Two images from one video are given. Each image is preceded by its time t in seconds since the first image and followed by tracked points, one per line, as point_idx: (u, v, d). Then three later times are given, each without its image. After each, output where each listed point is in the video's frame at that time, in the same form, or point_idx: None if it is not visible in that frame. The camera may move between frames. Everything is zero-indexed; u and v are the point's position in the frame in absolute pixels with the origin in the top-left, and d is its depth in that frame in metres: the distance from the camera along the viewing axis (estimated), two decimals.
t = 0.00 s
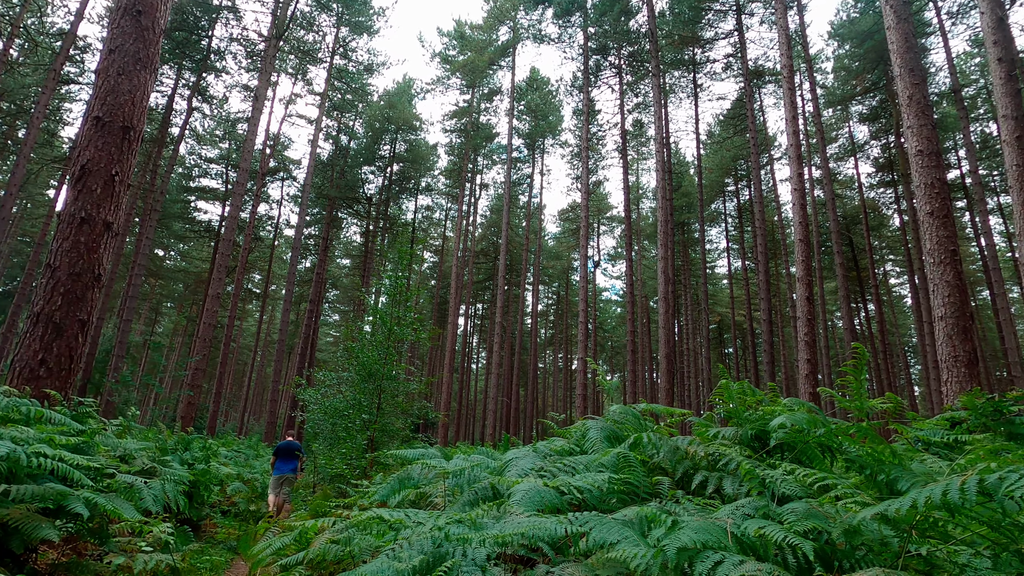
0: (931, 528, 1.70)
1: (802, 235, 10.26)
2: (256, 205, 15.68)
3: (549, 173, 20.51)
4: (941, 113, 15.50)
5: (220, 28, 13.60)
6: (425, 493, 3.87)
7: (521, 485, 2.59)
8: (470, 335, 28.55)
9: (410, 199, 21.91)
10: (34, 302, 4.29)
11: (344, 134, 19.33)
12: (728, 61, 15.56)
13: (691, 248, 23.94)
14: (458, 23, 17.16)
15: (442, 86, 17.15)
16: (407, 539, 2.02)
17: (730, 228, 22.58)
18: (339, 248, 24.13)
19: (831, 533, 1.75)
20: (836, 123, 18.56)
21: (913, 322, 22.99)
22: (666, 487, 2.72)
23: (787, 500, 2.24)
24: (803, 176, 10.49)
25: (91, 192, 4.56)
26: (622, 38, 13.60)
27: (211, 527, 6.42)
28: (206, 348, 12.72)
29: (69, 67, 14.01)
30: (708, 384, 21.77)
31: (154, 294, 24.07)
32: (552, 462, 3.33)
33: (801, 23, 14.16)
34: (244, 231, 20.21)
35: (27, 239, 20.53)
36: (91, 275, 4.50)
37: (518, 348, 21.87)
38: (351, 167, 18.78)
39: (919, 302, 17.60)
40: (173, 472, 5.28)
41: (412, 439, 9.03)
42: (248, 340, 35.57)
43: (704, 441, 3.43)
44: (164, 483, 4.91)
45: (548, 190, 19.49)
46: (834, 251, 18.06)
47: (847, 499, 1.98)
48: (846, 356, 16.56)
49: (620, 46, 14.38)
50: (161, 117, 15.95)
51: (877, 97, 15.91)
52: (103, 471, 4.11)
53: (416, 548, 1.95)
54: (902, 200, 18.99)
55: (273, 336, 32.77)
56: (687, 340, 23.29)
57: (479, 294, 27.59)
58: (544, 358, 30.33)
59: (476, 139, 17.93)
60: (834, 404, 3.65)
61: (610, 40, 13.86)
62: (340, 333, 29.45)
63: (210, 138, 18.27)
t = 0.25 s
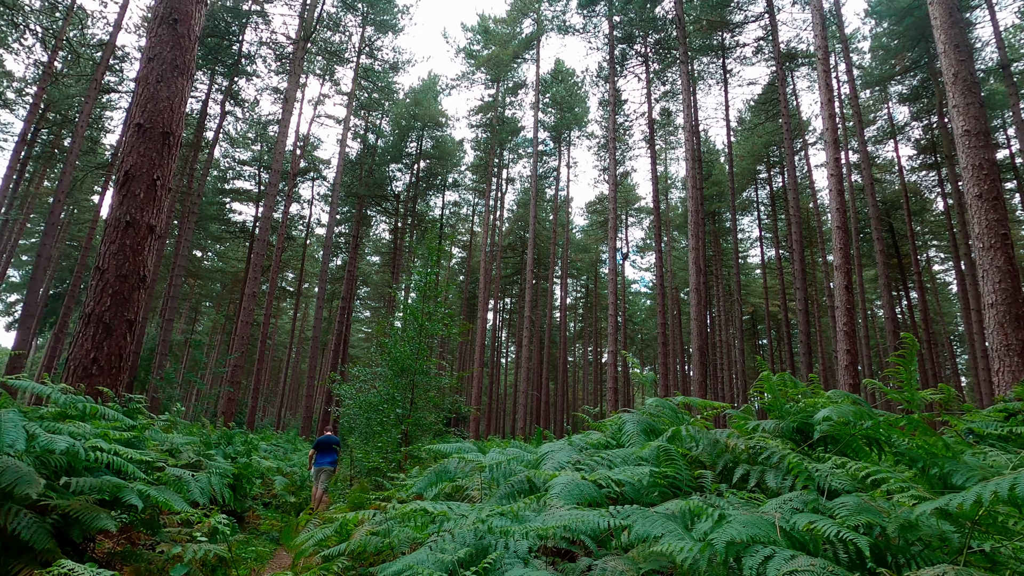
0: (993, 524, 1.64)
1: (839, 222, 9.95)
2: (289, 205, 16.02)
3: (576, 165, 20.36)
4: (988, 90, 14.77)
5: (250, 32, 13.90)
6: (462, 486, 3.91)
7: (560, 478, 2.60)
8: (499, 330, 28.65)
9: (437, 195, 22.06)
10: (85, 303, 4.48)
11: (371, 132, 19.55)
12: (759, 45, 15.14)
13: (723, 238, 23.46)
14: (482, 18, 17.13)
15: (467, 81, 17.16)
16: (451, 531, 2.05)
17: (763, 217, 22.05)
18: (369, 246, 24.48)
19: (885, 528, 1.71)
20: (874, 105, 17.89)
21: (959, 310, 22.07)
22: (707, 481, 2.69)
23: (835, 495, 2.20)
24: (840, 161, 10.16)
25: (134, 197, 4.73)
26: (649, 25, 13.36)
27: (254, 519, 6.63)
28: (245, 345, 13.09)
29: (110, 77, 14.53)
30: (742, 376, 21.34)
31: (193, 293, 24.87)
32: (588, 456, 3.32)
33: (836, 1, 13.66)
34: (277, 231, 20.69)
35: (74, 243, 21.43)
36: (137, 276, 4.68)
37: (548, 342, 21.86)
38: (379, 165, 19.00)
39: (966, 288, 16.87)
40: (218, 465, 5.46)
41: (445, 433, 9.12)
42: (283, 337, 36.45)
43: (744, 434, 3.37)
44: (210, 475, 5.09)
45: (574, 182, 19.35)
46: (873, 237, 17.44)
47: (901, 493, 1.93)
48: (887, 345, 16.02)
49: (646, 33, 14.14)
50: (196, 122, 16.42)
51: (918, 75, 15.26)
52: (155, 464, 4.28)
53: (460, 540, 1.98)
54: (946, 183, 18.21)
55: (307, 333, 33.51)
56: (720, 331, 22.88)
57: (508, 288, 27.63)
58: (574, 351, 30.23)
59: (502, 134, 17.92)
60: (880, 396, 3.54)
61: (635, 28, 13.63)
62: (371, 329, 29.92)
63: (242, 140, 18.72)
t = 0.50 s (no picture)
0: None
1: (874, 209, 9.62)
2: (315, 205, 16.27)
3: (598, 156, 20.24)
4: None
5: (274, 35, 14.13)
6: (492, 482, 3.94)
7: (591, 474, 2.60)
8: (524, 325, 28.62)
9: (460, 192, 22.13)
10: (125, 305, 4.64)
11: (394, 131, 19.71)
12: (786, 30, 14.75)
13: (750, 229, 23.00)
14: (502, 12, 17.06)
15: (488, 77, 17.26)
16: (488, 526, 2.06)
17: (792, 206, 21.53)
18: (394, 243, 24.68)
19: (934, 526, 1.68)
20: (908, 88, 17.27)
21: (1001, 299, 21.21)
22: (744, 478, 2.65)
23: (878, 491, 2.15)
24: (873, 147, 9.84)
25: (169, 201, 4.87)
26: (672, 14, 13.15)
27: (289, 513, 6.79)
28: (275, 343, 13.37)
29: (142, 84, 14.95)
30: (772, 369, 20.92)
31: (225, 293, 25.47)
32: (619, 451, 3.31)
33: None
34: (304, 230, 21.06)
35: (111, 246, 22.15)
36: (173, 278, 4.81)
37: (573, 337, 21.76)
38: (402, 163, 19.15)
39: (1009, 277, 16.20)
40: (253, 461, 5.60)
41: (472, 428, 9.17)
42: (311, 336, 37.09)
43: (777, 429, 3.31)
44: (247, 470, 5.22)
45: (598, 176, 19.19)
46: (909, 225, 16.87)
47: (952, 492, 1.88)
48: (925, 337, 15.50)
49: (669, 23, 13.88)
50: (224, 125, 16.80)
51: (955, 56, 14.69)
52: (194, 460, 4.42)
53: (496, 534, 1.99)
54: (986, 167, 17.50)
55: (335, 331, 34.05)
56: (749, 324, 22.46)
57: (532, 284, 27.60)
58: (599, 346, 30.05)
59: (524, 129, 17.87)
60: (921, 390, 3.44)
61: (658, 18, 13.42)
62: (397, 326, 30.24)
63: (269, 143, 19.07)
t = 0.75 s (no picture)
0: None
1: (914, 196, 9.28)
2: (343, 205, 16.52)
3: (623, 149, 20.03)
4: None
5: (301, 39, 14.37)
6: (526, 477, 3.94)
7: (629, 469, 2.58)
8: (551, 320, 28.56)
9: (485, 188, 22.17)
10: (167, 306, 4.80)
11: (419, 129, 19.85)
12: (818, 13, 14.30)
13: (782, 219, 22.43)
14: (524, 6, 16.98)
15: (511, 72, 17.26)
16: (528, 522, 2.06)
17: (826, 194, 20.92)
18: (421, 241, 24.89)
19: (995, 525, 1.61)
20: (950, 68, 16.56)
21: None
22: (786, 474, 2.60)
23: (932, 488, 2.08)
24: (912, 131, 9.48)
25: (206, 204, 5.00)
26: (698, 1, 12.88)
27: (325, 507, 6.95)
28: (308, 341, 13.66)
29: (175, 91, 15.39)
30: (807, 362, 20.39)
31: (258, 293, 26.11)
32: (655, 447, 3.27)
33: None
34: (333, 230, 21.42)
35: (150, 250, 22.90)
36: (211, 279, 4.96)
37: (601, 332, 21.62)
38: (428, 161, 19.29)
39: None
40: (291, 456, 5.72)
41: (502, 424, 9.20)
42: (341, 334, 37.72)
43: (817, 423, 3.24)
44: (285, 465, 5.35)
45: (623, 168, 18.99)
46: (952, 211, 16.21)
47: (1012, 489, 1.81)
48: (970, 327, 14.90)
49: (695, 10, 13.60)
50: (255, 129, 17.18)
51: (1000, 33, 14.01)
52: (237, 455, 4.55)
53: (537, 530, 2.00)
54: None
55: (365, 328, 34.59)
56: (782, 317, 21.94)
57: (558, 279, 27.52)
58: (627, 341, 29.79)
59: (548, 123, 17.78)
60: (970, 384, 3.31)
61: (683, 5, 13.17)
62: (425, 323, 30.53)
63: (298, 145, 19.42)
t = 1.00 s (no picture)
0: None
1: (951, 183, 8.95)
2: (367, 205, 16.71)
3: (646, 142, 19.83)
4: None
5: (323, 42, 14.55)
6: (555, 473, 3.94)
7: (661, 466, 2.56)
8: (575, 316, 28.44)
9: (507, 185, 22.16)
10: (201, 306, 4.92)
11: (441, 128, 19.93)
12: None
13: (811, 210, 21.88)
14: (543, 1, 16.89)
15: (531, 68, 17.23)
16: (562, 518, 2.06)
17: (856, 184, 20.34)
18: (444, 239, 25.03)
19: None
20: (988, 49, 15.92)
21: None
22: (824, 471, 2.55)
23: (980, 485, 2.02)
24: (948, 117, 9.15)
25: (236, 207, 5.12)
26: None
27: (356, 503, 7.06)
28: (335, 340, 13.87)
29: (203, 97, 15.75)
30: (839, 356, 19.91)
31: (286, 293, 26.60)
32: (686, 443, 3.24)
33: None
34: (358, 230, 21.69)
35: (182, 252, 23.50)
36: (242, 280, 5.07)
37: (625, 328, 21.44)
38: (449, 159, 19.36)
39: None
40: (323, 453, 5.83)
41: (527, 420, 9.19)
42: (367, 331, 38.18)
43: (855, 419, 3.16)
44: (317, 462, 5.45)
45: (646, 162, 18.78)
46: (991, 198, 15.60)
47: None
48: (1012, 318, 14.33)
49: None
50: (280, 132, 17.48)
51: None
52: (271, 452, 4.66)
53: (571, 526, 2.00)
54: None
55: (390, 327, 34.96)
56: (812, 310, 21.44)
57: (581, 274, 27.37)
58: (653, 336, 29.48)
59: (569, 118, 17.68)
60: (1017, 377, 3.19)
61: None
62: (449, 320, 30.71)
63: (322, 146, 19.68)
